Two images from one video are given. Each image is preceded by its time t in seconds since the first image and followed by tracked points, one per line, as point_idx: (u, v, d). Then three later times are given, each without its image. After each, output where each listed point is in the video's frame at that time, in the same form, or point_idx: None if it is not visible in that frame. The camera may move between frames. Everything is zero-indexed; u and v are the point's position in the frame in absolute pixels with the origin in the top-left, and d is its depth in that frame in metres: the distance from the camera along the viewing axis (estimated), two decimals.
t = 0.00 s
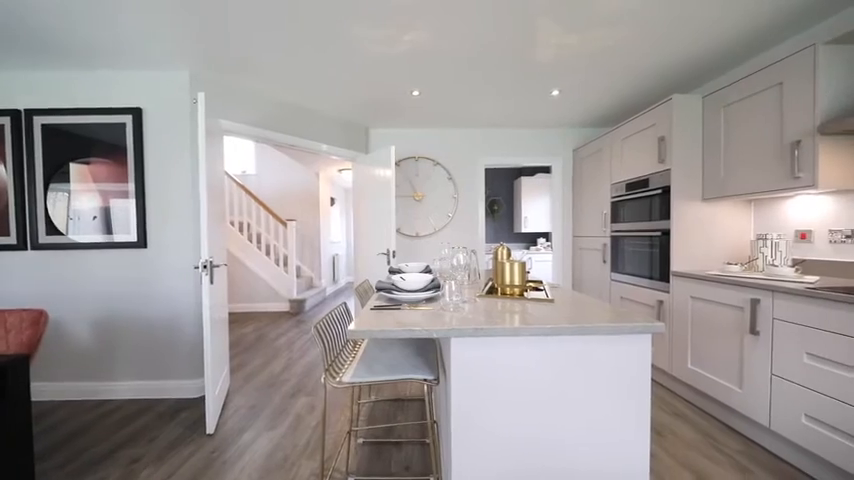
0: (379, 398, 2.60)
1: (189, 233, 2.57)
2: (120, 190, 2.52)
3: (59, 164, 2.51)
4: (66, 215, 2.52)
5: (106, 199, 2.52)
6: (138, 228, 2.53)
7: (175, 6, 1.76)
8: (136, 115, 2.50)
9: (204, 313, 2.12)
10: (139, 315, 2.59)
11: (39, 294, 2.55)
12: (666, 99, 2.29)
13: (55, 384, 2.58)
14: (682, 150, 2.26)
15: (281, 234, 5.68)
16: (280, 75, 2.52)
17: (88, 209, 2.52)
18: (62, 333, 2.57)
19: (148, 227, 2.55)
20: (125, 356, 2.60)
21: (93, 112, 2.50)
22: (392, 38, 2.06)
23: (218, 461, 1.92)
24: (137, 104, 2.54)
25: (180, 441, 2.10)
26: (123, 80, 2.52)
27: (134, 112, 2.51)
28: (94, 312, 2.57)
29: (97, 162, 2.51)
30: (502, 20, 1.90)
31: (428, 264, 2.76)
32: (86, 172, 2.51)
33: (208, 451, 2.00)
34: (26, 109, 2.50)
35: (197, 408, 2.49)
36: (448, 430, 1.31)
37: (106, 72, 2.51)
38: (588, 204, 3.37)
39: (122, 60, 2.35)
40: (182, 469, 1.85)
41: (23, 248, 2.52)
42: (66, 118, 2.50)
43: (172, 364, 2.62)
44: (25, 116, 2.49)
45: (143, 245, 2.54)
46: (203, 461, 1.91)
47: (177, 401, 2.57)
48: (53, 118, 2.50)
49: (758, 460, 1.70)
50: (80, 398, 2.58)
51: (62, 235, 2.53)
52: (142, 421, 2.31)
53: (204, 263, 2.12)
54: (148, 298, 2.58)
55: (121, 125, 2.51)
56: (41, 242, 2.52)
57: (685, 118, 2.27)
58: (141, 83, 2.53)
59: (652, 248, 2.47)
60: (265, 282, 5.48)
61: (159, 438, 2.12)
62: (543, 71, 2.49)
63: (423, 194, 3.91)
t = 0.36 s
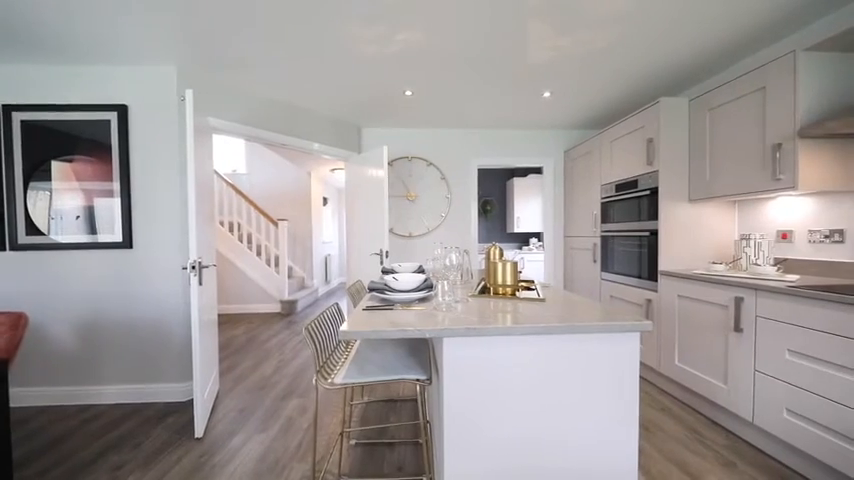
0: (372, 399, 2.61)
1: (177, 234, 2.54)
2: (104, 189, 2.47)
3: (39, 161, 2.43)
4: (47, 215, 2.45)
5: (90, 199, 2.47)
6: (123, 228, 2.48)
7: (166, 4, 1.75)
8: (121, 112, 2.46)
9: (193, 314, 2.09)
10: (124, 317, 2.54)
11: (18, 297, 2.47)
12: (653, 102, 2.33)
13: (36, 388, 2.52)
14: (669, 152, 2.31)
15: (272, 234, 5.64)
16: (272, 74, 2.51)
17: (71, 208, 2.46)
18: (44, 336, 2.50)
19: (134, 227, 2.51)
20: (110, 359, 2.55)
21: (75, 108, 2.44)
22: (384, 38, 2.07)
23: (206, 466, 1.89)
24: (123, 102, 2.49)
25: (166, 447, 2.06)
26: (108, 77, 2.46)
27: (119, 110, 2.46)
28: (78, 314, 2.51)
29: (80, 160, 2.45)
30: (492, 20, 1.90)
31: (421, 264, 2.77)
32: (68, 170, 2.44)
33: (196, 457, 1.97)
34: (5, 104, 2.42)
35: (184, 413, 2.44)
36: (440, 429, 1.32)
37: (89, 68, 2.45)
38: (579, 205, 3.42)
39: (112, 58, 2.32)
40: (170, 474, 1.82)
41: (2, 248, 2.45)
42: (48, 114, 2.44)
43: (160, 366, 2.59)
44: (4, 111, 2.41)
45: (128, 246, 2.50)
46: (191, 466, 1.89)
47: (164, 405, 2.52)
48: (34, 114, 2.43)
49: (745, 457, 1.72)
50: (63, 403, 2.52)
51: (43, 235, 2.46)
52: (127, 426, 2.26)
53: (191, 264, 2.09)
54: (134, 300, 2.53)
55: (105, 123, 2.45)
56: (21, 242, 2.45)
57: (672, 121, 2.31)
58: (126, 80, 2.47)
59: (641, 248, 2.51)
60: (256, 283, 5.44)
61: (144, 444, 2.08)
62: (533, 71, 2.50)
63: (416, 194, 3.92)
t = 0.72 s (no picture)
0: (364, 400, 2.61)
1: (163, 234, 2.47)
2: (85, 187, 2.38)
3: (16, 158, 2.34)
4: (25, 214, 2.36)
5: (71, 197, 2.38)
6: (105, 228, 2.39)
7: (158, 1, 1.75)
8: (103, 108, 2.37)
9: (179, 317, 2.05)
10: (107, 320, 2.46)
11: None
12: (640, 105, 2.38)
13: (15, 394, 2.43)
14: (655, 154, 2.36)
15: (261, 234, 5.61)
16: (264, 73, 2.51)
17: (50, 207, 2.37)
18: (22, 340, 2.41)
19: (116, 226, 2.42)
20: (92, 363, 2.47)
21: (55, 104, 2.36)
22: (377, 37, 2.07)
23: (193, 471, 1.85)
24: (105, 98, 2.40)
25: (152, 452, 2.01)
26: (88, 73, 2.39)
27: (101, 106, 2.37)
28: (58, 317, 2.43)
29: (60, 157, 2.36)
30: (482, 18, 1.89)
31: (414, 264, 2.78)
32: (48, 168, 2.36)
33: (182, 462, 1.92)
34: None
35: (171, 417, 2.38)
36: (431, 428, 1.34)
37: (70, 63, 2.37)
38: (569, 205, 3.46)
39: (100, 55, 2.29)
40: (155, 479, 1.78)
41: None
42: (26, 110, 2.35)
43: (144, 370, 2.52)
44: None
45: (111, 246, 2.41)
46: (177, 471, 1.85)
47: (149, 409, 2.46)
48: (11, 110, 2.34)
49: (731, 453, 1.75)
50: (42, 409, 2.44)
51: (22, 235, 2.37)
52: (110, 431, 2.20)
53: (177, 265, 2.04)
54: (117, 302, 2.46)
55: (86, 119, 2.37)
56: None
57: (658, 124, 2.36)
58: (108, 76, 2.40)
59: (629, 247, 2.56)
60: (245, 284, 5.39)
61: (129, 450, 2.03)
62: (524, 71, 2.50)
63: (408, 194, 3.93)
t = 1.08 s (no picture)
0: (356, 401, 2.62)
1: (148, 233, 2.41)
2: (67, 185, 2.30)
3: None
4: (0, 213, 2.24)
5: (51, 196, 2.29)
6: (87, 227, 2.32)
7: None
8: (85, 104, 2.30)
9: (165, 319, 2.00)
10: (89, 323, 2.38)
11: None
12: (628, 107, 2.43)
13: None
14: (642, 156, 2.41)
15: (251, 234, 5.58)
16: (256, 72, 2.51)
17: (28, 206, 2.26)
18: None
19: (99, 226, 2.35)
20: (74, 368, 2.40)
21: (35, 99, 2.27)
22: (369, 37, 2.08)
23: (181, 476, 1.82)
24: (87, 93, 2.33)
25: (136, 459, 1.96)
26: (69, 68, 2.32)
27: (84, 102, 2.31)
28: (37, 322, 2.34)
29: (38, 154, 2.27)
30: (474, 20, 1.91)
31: (406, 264, 2.80)
32: (25, 165, 2.25)
33: (168, 468, 1.88)
34: None
35: (156, 422, 2.33)
36: (422, 427, 1.34)
37: (50, 58, 2.30)
38: (560, 205, 3.50)
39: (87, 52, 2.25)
40: None
41: None
42: (3, 105, 2.26)
43: (129, 374, 2.45)
44: None
45: (93, 247, 2.34)
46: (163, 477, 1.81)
47: (134, 415, 2.40)
48: None
49: (717, 449, 1.79)
50: (20, 417, 2.35)
51: None
52: (93, 437, 2.14)
53: (163, 265, 1.99)
54: (99, 305, 2.38)
55: (67, 115, 2.29)
56: None
57: (645, 126, 2.41)
58: (91, 72, 2.33)
59: (617, 247, 2.60)
60: (234, 285, 5.34)
61: (113, 456, 1.98)
62: (516, 71, 2.51)
63: (400, 194, 3.94)
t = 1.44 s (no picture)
0: (346, 403, 2.62)
1: (131, 232, 2.33)
2: (43, 183, 2.20)
3: None
4: None
5: (25, 194, 2.18)
6: (67, 227, 2.23)
7: None
8: (64, 99, 2.21)
9: (147, 322, 1.92)
10: (69, 327, 2.29)
11: None
12: (615, 110, 2.48)
13: None
14: (629, 157, 2.46)
15: (240, 234, 5.54)
16: (247, 71, 2.49)
17: (2, 204, 2.15)
18: None
19: (79, 225, 2.26)
20: (53, 373, 2.30)
21: (9, 93, 2.16)
22: (361, 36, 2.07)
23: None
24: (65, 87, 2.23)
25: (119, 466, 1.88)
26: (44, 60, 2.21)
27: (62, 97, 2.21)
28: (13, 326, 2.24)
29: (11, 151, 2.16)
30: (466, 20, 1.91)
31: (397, 264, 2.81)
32: None
33: (153, 475, 1.81)
34: None
35: (139, 428, 2.24)
36: (413, 427, 1.35)
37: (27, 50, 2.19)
38: (550, 205, 3.54)
39: (71, 48, 2.20)
40: None
41: None
42: None
43: (111, 379, 2.35)
44: None
45: (72, 247, 2.25)
46: None
47: (115, 420, 2.31)
48: None
49: (704, 445, 1.82)
50: None
51: None
52: (73, 444, 2.05)
53: (148, 266, 1.92)
54: (79, 307, 2.29)
55: (44, 110, 2.19)
56: None
57: (631, 128, 2.46)
58: (69, 64, 2.23)
59: (605, 247, 2.64)
60: (222, 286, 5.27)
61: (95, 462, 1.90)
62: (509, 69, 2.48)
63: (392, 193, 3.94)
